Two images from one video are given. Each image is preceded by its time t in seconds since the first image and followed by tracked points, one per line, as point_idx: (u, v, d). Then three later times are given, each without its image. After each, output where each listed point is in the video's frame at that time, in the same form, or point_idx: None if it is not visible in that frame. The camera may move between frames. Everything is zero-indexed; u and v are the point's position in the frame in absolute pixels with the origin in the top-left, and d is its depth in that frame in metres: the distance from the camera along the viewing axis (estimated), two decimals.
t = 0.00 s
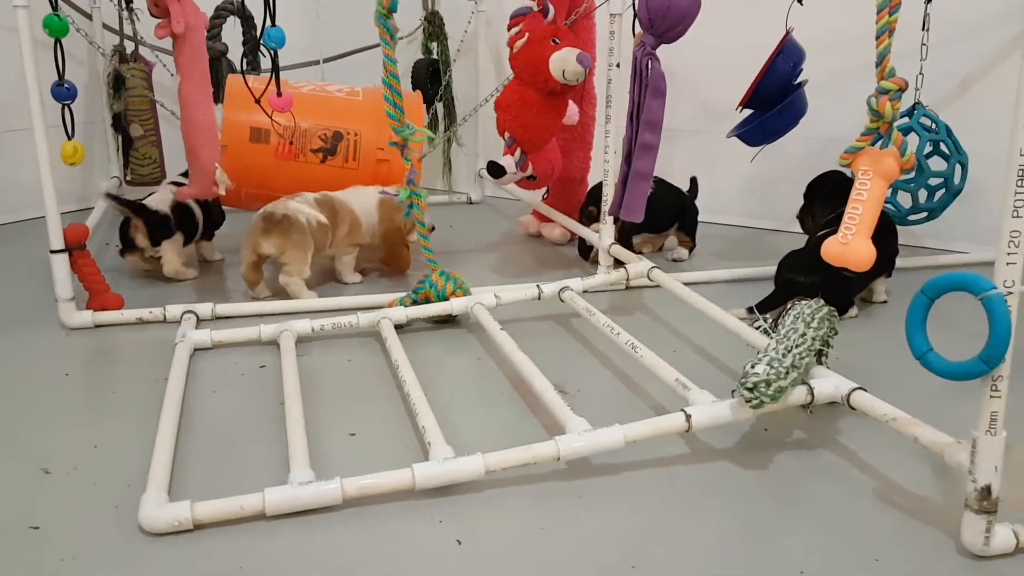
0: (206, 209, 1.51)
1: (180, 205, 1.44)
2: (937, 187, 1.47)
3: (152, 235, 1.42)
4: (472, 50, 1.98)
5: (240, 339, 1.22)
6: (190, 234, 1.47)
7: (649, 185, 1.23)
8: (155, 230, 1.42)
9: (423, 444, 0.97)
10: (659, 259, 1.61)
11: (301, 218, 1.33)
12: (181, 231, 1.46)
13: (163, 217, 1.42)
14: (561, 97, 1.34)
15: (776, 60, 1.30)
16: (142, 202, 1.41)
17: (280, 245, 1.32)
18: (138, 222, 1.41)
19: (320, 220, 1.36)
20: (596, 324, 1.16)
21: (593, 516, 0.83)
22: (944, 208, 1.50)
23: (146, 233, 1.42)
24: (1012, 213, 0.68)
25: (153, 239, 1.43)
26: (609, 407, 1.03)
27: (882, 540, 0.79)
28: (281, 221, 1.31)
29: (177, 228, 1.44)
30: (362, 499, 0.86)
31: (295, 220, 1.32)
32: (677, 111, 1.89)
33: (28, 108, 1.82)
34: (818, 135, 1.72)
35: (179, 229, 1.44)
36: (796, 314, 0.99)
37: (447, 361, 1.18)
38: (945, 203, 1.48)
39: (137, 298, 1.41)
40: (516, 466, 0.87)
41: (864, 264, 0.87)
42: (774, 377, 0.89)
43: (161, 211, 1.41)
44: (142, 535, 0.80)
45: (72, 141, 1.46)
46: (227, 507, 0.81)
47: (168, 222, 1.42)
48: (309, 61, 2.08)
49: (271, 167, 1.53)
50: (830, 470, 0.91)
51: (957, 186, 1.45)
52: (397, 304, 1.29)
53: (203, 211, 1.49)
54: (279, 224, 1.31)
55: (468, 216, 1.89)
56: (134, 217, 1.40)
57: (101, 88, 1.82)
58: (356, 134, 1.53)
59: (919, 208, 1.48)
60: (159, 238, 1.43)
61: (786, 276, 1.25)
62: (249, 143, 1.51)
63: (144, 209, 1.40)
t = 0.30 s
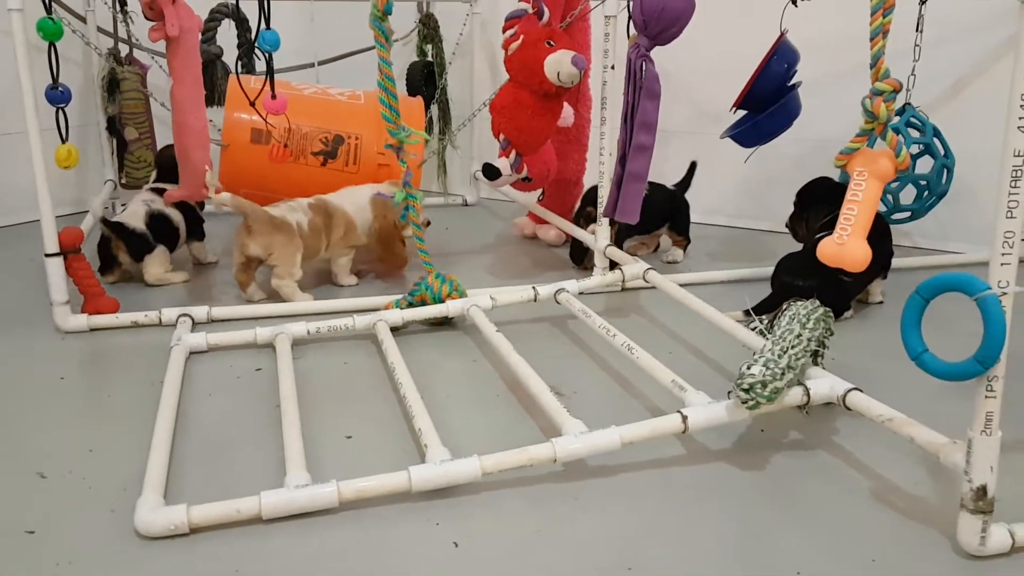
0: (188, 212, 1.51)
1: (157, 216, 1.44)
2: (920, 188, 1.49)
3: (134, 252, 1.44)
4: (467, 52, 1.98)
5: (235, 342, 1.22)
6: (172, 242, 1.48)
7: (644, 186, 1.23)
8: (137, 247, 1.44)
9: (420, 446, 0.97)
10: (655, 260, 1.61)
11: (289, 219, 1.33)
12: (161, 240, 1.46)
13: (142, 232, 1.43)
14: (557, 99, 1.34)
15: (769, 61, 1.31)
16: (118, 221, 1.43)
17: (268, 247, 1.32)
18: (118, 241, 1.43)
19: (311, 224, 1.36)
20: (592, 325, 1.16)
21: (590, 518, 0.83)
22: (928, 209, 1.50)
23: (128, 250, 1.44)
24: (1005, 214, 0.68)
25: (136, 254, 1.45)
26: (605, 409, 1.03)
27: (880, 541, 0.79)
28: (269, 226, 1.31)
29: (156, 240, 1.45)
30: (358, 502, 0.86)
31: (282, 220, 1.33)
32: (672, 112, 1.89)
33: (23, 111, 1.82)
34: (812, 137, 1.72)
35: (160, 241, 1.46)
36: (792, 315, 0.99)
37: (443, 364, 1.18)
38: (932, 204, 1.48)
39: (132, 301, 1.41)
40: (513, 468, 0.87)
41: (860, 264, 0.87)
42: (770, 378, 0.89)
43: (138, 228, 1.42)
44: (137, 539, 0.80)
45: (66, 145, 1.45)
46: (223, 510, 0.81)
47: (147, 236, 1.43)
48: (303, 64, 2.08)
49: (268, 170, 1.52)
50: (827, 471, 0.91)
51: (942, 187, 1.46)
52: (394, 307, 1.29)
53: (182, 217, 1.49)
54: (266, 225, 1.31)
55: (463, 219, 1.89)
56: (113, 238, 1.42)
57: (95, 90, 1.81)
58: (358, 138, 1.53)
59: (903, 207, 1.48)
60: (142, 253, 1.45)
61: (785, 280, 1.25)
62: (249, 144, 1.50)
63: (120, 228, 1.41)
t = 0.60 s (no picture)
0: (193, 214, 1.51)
1: (165, 211, 1.44)
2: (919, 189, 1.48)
3: (135, 239, 1.43)
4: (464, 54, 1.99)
5: (233, 345, 1.21)
6: (174, 239, 1.47)
7: (642, 188, 1.23)
8: (138, 235, 1.43)
9: (418, 449, 0.97)
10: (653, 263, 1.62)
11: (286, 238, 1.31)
12: (164, 236, 1.45)
13: (147, 222, 1.42)
14: (553, 102, 1.34)
15: (766, 62, 1.31)
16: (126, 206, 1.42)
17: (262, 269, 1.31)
18: (122, 225, 1.42)
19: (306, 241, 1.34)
20: (590, 327, 1.16)
21: (588, 521, 0.83)
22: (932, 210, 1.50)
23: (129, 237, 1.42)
24: (1002, 216, 0.68)
25: (135, 243, 1.43)
26: (603, 411, 1.04)
27: (878, 543, 0.79)
28: (260, 247, 1.30)
29: (159, 234, 1.44)
30: (356, 505, 0.86)
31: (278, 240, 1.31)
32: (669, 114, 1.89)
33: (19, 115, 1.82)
34: (808, 139, 1.73)
35: (162, 235, 1.45)
36: (789, 317, 0.99)
37: (441, 366, 1.18)
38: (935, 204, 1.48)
39: (130, 305, 1.41)
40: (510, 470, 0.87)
41: (849, 267, 0.87)
42: (767, 380, 0.89)
43: (145, 216, 1.41)
44: (134, 543, 0.80)
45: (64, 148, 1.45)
46: (221, 513, 0.81)
47: (151, 227, 1.43)
48: (300, 67, 2.08)
49: (263, 174, 1.53)
50: (824, 472, 0.91)
51: (943, 188, 1.45)
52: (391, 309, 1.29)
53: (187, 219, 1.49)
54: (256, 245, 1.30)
55: (460, 221, 1.89)
56: (117, 221, 1.41)
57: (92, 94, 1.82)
58: (350, 140, 1.53)
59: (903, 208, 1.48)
60: (142, 241, 1.43)
61: (793, 281, 1.25)
62: (242, 148, 1.51)
63: (126, 214, 1.40)
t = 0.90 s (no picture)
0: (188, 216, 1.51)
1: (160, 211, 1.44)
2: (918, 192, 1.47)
3: (131, 240, 1.43)
4: (462, 56, 1.99)
5: (231, 348, 1.21)
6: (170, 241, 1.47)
7: (640, 190, 1.23)
8: (134, 235, 1.42)
9: (416, 451, 0.97)
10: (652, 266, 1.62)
11: (293, 258, 1.31)
12: (159, 237, 1.45)
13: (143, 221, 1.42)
14: (552, 104, 1.34)
15: (765, 64, 1.32)
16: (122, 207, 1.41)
17: (265, 287, 1.31)
18: (118, 225, 1.41)
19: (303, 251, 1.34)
20: (588, 329, 1.16)
21: (587, 523, 0.83)
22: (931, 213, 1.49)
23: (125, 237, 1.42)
24: (1002, 218, 0.68)
25: (131, 244, 1.43)
26: (601, 413, 1.04)
27: (877, 545, 0.80)
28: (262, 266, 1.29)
29: (154, 234, 1.44)
30: (354, 507, 0.85)
31: (286, 261, 1.31)
32: (667, 116, 1.90)
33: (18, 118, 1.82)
34: (806, 141, 1.73)
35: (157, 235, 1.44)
36: (787, 319, 0.99)
37: (439, 369, 1.18)
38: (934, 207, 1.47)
39: (128, 307, 1.41)
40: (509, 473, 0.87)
41: (858, 270, 0.87)
42: (765, 381, 0.89)
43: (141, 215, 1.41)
44: (133, 546, 0.80)
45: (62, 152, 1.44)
46: (220, 517, 0.81)
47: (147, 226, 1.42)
48: (298, 69, 2.08)
49: (261, 175, 1.53)
50: (823, 474, 0.91)
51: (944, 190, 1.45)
52: (389, 311, 1.29)
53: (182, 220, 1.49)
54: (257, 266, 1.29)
55: (459, 223, 1.89)
56: (114, 222, 1.41)
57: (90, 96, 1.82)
58: (349, 142, 1.53)
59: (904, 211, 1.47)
60: (137, 242, 1.43)
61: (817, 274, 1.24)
62: (242, 151, 1.51)
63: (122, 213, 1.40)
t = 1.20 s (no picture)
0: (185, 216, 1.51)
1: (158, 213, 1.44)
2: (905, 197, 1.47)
3: (129, 240, 1.43)
4: (461, 59, 1.99)
5: (230, 350, 1.21)
6: (167, 241, 1.47)
7: (638, 192, 1.22)
8: (132, 235, 1.43)
9: (415, 453, 0.97)
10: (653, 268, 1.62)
11: (280, 250, 1.32)
12: (158, 237, 1.46)
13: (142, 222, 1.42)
14: (551, 106, 1.34)
15: (762, 66, 1.32)
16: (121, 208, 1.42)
17: (255, 280, 1.30)
18: (117, 225, 1.41)
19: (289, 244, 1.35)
20: (587, 331, 1.16)
21: (586, 524, 0.83)
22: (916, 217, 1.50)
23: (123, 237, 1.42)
24: (999, 219, 0.68)
25: (129, 243, 1.43)
26: (600, 414, 1.04)
27: (875, 546, 0.80)
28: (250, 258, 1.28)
29: (153, 235, 1.44)
30: (354, 509, 0.85)
31: (274, 252, 1.31)
32: (666, 118, 1.90)
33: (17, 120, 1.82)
34: (805, 142, 1.73)
35: (155, 236, 1.45)
36: (785, 321, 0.99)
37: (438, 370, 1.18)
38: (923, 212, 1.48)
39: (127, 309, 1.41)
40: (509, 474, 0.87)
41: (857, 268, 0.86)
42: (764, 383, 0.89)
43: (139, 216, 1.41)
44: (132, 548, 0.80)
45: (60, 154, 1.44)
46: (219, 518, 0.81)
47: (145, 227, 1.43)
48: (297, 71, 2.09)
49: (261, 177, 1.53)
50: (821, 476, 0.92)
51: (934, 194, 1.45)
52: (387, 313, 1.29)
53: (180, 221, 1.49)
54: (243, 258, 1.28)
55: (458, 225, 1.89)
56: (113, 222, 1.41)
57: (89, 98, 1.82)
58: (349, 144, 1.53)
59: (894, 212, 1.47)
60: (135, 242, 1.43)
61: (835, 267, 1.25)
62: (241, 152, 1.51)
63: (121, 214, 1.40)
